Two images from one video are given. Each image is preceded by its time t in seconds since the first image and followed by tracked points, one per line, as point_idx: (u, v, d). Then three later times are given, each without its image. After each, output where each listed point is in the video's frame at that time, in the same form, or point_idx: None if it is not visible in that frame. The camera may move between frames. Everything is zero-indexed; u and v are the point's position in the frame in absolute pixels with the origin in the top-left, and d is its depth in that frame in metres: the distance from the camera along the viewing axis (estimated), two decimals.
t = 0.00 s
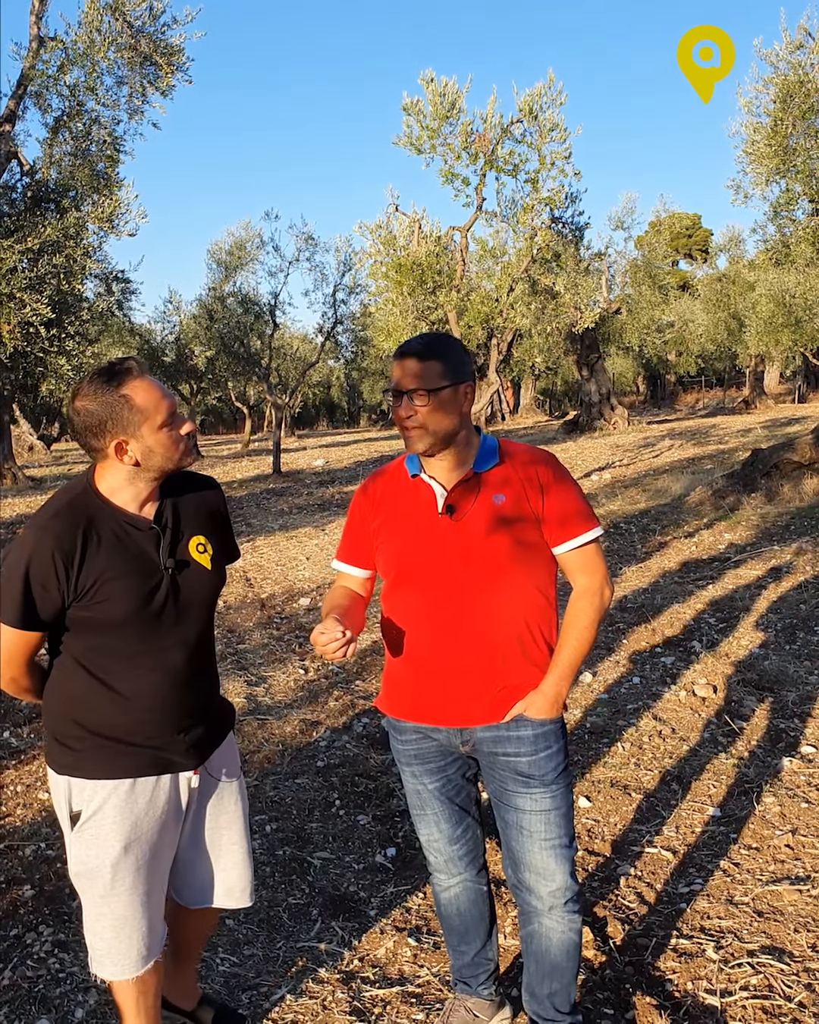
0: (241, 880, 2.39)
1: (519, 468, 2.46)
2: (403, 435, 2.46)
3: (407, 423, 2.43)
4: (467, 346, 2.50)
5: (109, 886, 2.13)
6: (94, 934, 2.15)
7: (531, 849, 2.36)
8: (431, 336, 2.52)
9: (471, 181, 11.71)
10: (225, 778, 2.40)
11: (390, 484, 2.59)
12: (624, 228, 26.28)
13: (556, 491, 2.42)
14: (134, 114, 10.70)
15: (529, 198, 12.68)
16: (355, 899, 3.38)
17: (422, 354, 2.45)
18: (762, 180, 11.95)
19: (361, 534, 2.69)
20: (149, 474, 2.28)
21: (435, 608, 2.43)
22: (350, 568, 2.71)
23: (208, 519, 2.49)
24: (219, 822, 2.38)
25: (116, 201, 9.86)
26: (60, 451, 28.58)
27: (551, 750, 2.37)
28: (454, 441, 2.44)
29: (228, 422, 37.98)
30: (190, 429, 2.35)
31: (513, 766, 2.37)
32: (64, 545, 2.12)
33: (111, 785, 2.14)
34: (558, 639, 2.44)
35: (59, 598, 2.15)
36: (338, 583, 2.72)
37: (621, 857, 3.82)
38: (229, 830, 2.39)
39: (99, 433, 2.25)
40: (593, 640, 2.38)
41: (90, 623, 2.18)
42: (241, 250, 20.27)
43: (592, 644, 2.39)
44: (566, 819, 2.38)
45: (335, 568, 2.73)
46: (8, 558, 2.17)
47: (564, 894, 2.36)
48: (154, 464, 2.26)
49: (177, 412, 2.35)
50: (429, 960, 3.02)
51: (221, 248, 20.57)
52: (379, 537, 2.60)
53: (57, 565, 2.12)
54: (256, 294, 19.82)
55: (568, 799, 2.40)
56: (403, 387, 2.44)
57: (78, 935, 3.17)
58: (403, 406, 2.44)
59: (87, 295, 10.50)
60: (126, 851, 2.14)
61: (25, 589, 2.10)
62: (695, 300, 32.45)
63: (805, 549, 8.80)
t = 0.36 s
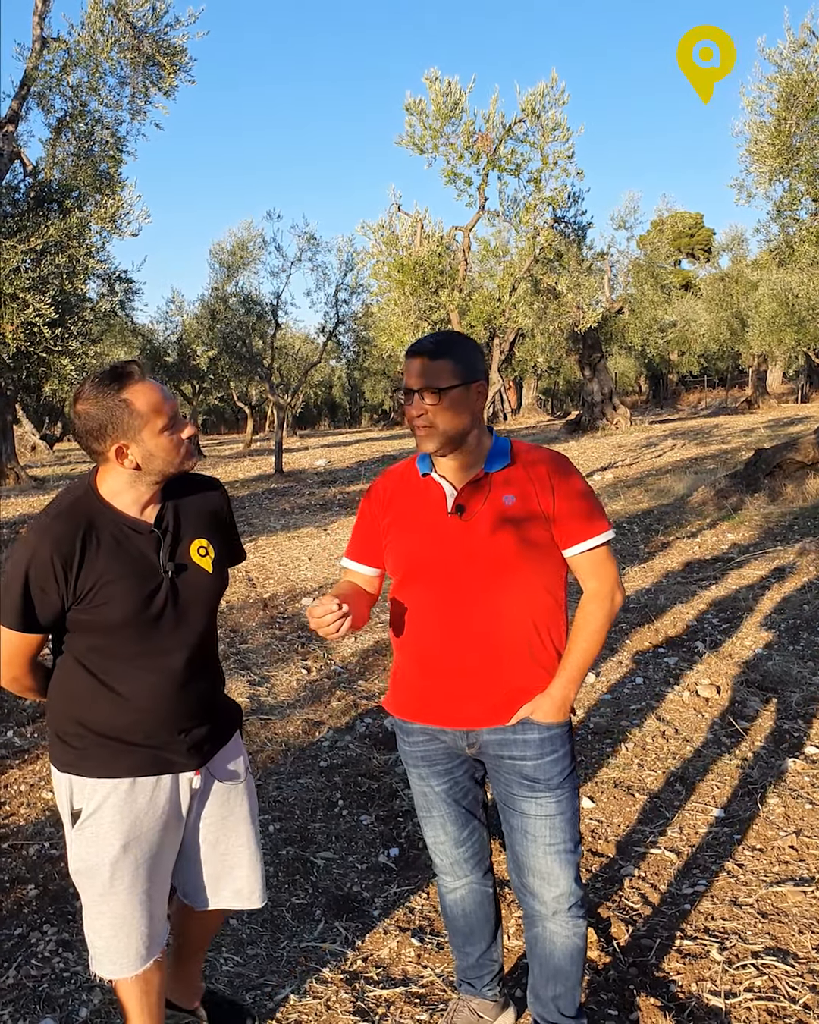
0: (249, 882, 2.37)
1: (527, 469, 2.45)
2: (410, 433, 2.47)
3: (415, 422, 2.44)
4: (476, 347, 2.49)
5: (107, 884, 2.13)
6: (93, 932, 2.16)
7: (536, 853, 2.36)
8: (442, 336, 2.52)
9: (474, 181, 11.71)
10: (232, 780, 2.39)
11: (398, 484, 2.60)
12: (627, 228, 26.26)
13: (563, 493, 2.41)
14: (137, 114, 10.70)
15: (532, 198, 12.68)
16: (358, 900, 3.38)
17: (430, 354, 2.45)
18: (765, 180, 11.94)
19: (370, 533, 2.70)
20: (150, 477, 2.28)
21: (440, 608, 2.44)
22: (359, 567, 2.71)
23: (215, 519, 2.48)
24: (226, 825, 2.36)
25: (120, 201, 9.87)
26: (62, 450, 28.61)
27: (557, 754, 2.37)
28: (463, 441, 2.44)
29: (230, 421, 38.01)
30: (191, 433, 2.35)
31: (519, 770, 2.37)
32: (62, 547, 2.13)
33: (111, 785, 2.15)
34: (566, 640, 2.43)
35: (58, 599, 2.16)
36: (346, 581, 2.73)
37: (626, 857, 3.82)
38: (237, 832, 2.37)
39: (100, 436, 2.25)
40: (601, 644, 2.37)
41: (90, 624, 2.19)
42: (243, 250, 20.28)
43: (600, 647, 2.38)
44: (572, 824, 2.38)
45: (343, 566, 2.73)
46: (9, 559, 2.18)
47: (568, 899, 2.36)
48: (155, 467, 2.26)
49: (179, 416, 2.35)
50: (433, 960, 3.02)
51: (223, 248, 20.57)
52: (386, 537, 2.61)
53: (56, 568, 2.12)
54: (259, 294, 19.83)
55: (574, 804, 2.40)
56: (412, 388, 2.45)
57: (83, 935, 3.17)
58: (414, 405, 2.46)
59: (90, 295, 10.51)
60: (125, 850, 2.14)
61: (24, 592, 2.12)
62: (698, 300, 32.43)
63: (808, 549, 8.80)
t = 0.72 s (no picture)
0: (266, 888, 2.35)
1: (545, 470, 2.44)
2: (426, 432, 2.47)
3: (433, 423, 2.44)
4: (495, 346, 2.48)
5: (125, 884, 2.13)
6: (111, 932, 2.16)
7: (553, 857, 2.35)
8: (460, 336, 2.51)
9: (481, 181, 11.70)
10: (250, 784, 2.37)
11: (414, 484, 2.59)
12: (632, 228, 26.21)
13: (582, 493, 2.40)
14: (144, 114, 10.69)
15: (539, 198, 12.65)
16: (369, 901, 3.38)
17: (448, 354, 2.44)
18: (773, 180, 11.91)
19: (386, 534, 2.69)
20: (168, 474, 2.28)
21: (455, 609, 2.43)
22: (376, 568, 2.70)
23: (234, 519, 2.47)
24: (244, 830, 2.35)
25: (127, 201, 9.87)
26: (68, 451, 28.65)
27: (575, 757, 2.36)
28: (480, 442, 2.43)
29: (235, 421, 38.03)
30: (209, 431, 2.35)
31: (537, 773, 2.36)
32: (80, 544, 2.15)
33: (129, 784, 2.15)
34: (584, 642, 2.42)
35: (76, 596, 2.18)
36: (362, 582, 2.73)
37: (637, 860, 3.81)
38: (254, 837, 2.36)
39: (119, 433, 2.27)
40: (621, 645, 2.36)
41: (107, 622, 2.20)
42: (249, 250, 20.28)
43: (619, 649, 2.36)
44: (589, 828, 2.37)
45: (359, 567, 2.73)
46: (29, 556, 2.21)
47: (585, 903, 2.35)
48: (172, 464, 2.26)
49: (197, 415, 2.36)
50: (444, 962, 3.01)
51: (229, 248, 20.57)
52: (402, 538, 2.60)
53: (74, 564, 2.15)
54: (265, 294, 19.83)
55: (592, 808, 2.39)
56: (429, 388, 2.44)
57: (94, 935, 3.17)
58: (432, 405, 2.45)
59: (97, 296, 10.52)
60: (142, 849, 2.14)
61: (42, 588, 2.15)
62: (704, 300, 32.36)
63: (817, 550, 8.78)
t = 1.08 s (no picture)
0: (290, 889, 2.33)
1: (570, 469, 2.41)
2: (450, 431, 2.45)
3: (457, 421, 2.41)
4: (519, 344, 2.46)
5: (152, 882, 2.12)
6: (137, 930, 2.15)
7: (579, 857, 2.32)
8: (483, 333, 2.49)
9: (496, 180, 11.66)
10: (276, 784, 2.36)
11: (436, 483, 2.57)
12: (646, 227, 26.10)
13: (607, 491, 2.38)
14: (159, 115, 10.71)
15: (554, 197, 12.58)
16: (389, 902, 3.36)
17: (475, 352, 2.42)
18: (790, 178, 11.82)
19: (408, 534, 2.66)
20: (195, 469, 2.27)
21: (479, 609, 2.41)
22: (397, 567, 2.68)
23: (258, 519, 2.46)
24: (269, 830, 2.34)
25: (143, 201, 9.89)
26: (83, 451, 28.76)
27: (601, 757, 2.34)
28: (505, 441, 2.41)
29: (248, 422, 38.09)
30: (235, 428, 2.35)
31: (563, 772, 2.34)
32: (109, 539, 2.15)
33: (156, 782, 2.14)
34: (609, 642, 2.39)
35: (104, 592, 2.18)
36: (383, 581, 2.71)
37: (658, 862, 3.77)
38: (279, 838, 2.34)
39: (146, 428, 2.27)
40: (646, 644, 2.33)
41: (134, 618, 2.19)
42: (262, 250, 20.29)
43: (644, 649, 2.34)
44: (615, 828, 2.34)
45: (379, 567, 2.71)
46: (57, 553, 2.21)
47: (610, 904, 2.32)
48: (199, 459, 2.26)
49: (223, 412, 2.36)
50: (466, 964, 2.99)
51: (243, 248, 20.59)
52: (424, 538, 2.58)
53: (102, 559, 2.14)
54: (278, 294, 19.86)
55: (617, 808, 2.36)
56: (453, 387, 2.42)
57: (114, 935, 3.16)
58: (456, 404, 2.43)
59: (113, 296, 10.53)
60: (169, 846, 2.13)
61: (72, 584, 2.15)
62: (718, 299, 32.18)
63: None
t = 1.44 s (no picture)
0: (308, 889, 2.33)
1: (593, 468, 2.39)
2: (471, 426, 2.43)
3: (479, 418, 2.40)
4: (543, 344, 2.44)
5: (174, 881, 2.12)
6: (159, 929, 2.15)
7: (601, 858, 2.29)
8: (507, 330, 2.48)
9: (515, 179, 11.62)
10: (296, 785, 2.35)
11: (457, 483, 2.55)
12: (665, 227, 25.93)
13: (631, 490, 2.35)
14: (178, 116, 10.74)
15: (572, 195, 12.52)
16: (410, 902, 3.34)
17: (502, 349, 2.40)
18: (811, 175, 11.71)
19: (428, 532, 2.65)
20: (222, 468, 2.27)
21: (500, 609, 2.38)
22: (416, 564, 2.66)
23: (282, 518, 2.46)
24: (289, 830, 2.33)
25: (161, 202, 9.92)
26: (101, 451, 28.94)
27: (623, 756, 2.31)
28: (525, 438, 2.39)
29: (265, 422, 38.18)
30: (262, 428, 2.34)
31: (585, 771, 2.31)
32: (135, 537, 2.15)
33: (179, 779, 2.14)
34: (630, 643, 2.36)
35: (130, 589, 2.18)
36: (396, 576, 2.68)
37: (681, 864, 3.73)
38: (299, 838, 2.34)
39: (174, 426, 2.28)
40: (668, 645, 2.30)
41: (159, 617, 2.19)
42: (280, 251, 20.32)
43: (666, 648, 2.31)
44: (637, 827, 2.32)
45: (393, 563, 2.69)
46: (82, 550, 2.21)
47: (633, 904, 2.29)
48: (226, 459, 2.26)
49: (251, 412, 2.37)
50: (488, 965, 2.97)
51: (260, 249, 20.63)
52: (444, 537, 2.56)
53: (129, 558, 2.15)
54: (296, 294, 19.91)
55: (640, 808, 2.34)
56: (474, 383, 2.40)
57: (135, 933, 3.17)
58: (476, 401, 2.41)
59: (132, 296, 10.57)
60: (192, 844, 2.12)
61: (98, 580, 2.15)
62: (736, 298, 31.95)
63: None
